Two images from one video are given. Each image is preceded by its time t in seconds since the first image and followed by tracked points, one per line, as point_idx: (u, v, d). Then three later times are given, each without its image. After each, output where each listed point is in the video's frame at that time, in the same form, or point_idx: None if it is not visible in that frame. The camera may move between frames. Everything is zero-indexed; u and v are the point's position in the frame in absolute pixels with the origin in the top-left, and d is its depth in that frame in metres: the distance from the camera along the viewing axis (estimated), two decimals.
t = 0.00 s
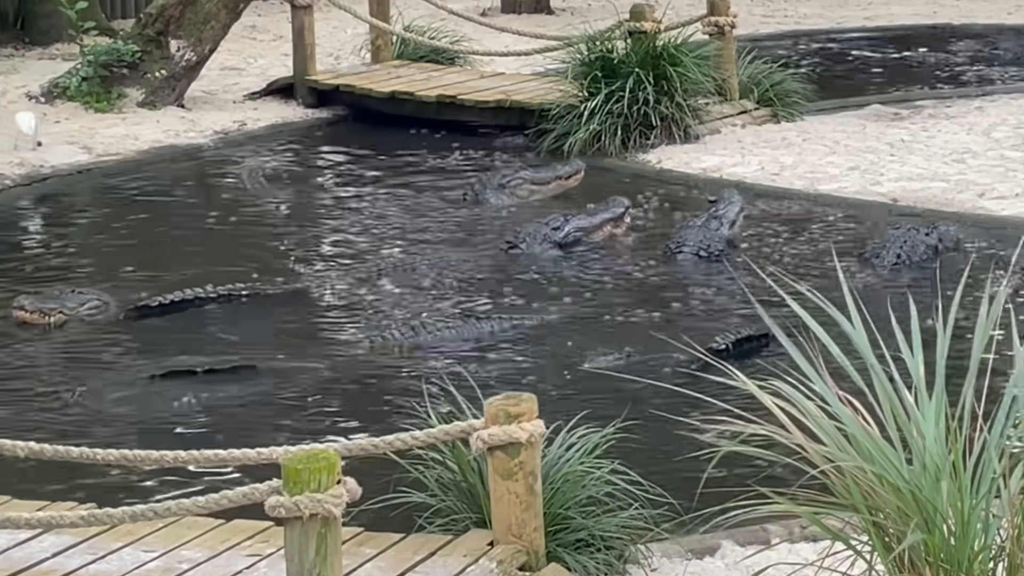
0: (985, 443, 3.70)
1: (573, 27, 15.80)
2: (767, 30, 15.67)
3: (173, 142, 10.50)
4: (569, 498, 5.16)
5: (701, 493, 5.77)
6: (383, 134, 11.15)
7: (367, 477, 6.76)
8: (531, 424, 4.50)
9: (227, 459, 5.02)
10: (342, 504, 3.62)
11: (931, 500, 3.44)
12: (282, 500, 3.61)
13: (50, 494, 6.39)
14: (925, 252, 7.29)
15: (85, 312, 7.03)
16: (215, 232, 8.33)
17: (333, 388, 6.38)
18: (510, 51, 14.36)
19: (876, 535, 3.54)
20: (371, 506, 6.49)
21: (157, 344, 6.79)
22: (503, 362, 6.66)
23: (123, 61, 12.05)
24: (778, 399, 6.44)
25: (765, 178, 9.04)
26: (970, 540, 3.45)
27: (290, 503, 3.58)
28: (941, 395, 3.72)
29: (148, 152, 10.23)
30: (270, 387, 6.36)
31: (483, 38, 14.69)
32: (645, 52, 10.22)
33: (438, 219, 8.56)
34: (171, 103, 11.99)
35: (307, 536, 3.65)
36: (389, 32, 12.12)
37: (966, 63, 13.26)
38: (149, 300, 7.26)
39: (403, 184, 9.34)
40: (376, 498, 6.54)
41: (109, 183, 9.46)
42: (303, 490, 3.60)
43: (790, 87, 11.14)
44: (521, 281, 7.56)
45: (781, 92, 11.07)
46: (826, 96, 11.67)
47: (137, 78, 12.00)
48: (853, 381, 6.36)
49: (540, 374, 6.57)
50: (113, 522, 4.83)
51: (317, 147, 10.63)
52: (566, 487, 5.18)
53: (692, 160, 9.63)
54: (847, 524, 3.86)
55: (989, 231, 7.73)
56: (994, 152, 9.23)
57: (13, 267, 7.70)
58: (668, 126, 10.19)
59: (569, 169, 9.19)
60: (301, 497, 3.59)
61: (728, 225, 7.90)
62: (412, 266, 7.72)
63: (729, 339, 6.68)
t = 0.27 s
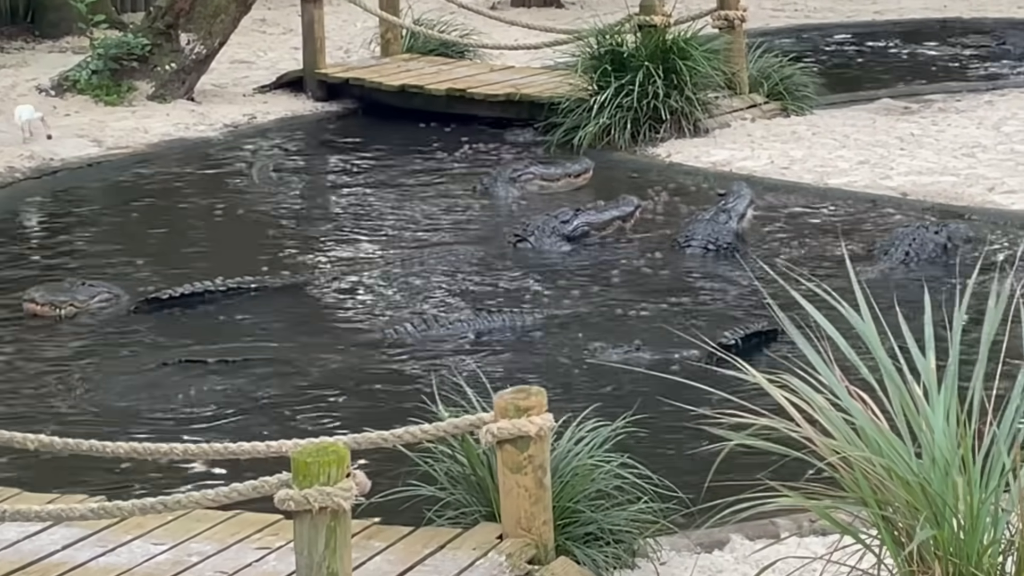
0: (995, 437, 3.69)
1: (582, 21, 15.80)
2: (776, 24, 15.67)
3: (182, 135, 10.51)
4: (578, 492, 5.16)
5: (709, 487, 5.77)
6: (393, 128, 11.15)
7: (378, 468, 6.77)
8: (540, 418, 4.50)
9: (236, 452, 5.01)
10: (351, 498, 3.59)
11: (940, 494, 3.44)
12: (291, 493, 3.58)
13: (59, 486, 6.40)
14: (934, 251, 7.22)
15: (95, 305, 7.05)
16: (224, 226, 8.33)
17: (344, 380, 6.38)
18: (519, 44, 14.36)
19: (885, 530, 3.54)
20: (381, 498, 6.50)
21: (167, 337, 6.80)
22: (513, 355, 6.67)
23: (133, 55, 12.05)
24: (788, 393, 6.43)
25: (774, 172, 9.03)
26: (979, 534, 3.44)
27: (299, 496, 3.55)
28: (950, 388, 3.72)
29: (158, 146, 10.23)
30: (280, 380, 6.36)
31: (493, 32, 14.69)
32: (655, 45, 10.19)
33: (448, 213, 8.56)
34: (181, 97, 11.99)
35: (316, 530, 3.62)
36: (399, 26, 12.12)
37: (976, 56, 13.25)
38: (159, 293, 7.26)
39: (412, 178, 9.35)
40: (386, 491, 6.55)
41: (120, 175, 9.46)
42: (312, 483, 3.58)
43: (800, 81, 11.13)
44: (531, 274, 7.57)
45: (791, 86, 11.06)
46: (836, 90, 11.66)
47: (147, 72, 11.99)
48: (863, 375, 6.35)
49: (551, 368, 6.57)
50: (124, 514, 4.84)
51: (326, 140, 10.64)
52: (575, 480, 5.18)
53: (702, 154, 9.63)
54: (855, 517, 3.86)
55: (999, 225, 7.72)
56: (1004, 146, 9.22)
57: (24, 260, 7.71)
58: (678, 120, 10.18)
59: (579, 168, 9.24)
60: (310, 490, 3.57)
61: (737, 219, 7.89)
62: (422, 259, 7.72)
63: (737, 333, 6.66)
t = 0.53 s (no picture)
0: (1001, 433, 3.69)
1: (588, 16, 15.80)
2: (781, 20, 15.66)
3: (188, 131, 10.52)
4: (584, 487, 5.17)
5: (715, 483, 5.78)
6: (399, 123, 11.16)
7: (384, 463, 6.78)
8: (546, 414, 4.50)
9: (242, 447, 5.02)
10: (357, 492, 3.59)
11: (946, 490, 3.43)
12: (297, 488, 3.58)
13: (66, 482, 6.41)
14: (941, 250, 7.23)
15: (102, 299, 7.05)
16: (230, 221, 8.34)
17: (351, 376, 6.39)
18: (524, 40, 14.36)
19: (891, 525, 3.54)
20: (388, 494, 6.51)
21: (174, 332, 6.81)
22: (519, 351, 6.67)
23: (139, 50, 12.05)
24: (793, 389, 6.44)
25: (780, 168, 9.03)
26: (986, 530, 3.43)
27: (305, 491, 3.55)
28: (957, 384, 3.71)
29: (164, 141, 10.24)
30: (286, 375, 6.37)
31: (498, 28, 14.69)
32: (661, 41, 10.18)
33: (454, 208, 8.57)
34: (187, 92, 11.96)
35: (323, 525, 3.63)
36: (404, 21, 12.12)
37: (983, 52, 13.25)
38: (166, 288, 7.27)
39: (418, 173, 9.35)
40: (393, 486, 6.56)
41: (126, 171, 9.47)
42: (318, 478, 3.58)
43: (806, 77, 11.12)
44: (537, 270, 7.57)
45: (797, 82, 11.05)
46: (842, 86, 11.66)
47: (154, 67, 12.02)
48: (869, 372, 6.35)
49: (557, 363, 6.58)
50: (130, 509, 4.84)
51: (331, 136, 10.64)
52: (582, 476, 5.19)
53: (708, 150, 9.63)
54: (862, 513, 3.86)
55: (1006, 222, 7.72)
56: (1010, 142, 9.22)
57: (31, 255, 7.72)
58: (684, 116, 10.17)
59: (584, 167, 9.25)
60: (316, 485, 3.57)
61: (745, 216, 7.88)
62: (429, 255, 7.73)
63: (743, 330, 6.67)
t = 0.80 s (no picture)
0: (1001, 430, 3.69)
1: (590, 14, 15.80)
2: (783, 17, 15.66)
3: (191, 128, 10.51)
4: (585, 485, 5.17)
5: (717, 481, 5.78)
6: (401, 120, 11.16)
7: (386, 461, 6.78)
8: (547, 411, 4.50)
9: (244, 444, 5.02)
10: (359, 490, 3.59)
11: (947, 488, 3.43)
12: (299, 486, 3.58)
13: (69, 479, 6.41)
14: (944, 249, 7.23)
15: (103, 296, 7.03)
16: (231, 218, 8.33)
17: (355, 373, 6.39)
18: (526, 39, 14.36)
19: (892, 523, 3.54)
20: (390, 492, 6.51)
21: (177, 329, 6.80)
22: (520, 348, 6.67)
23: (141, 47, 12.05)
24: (795, 386, 6.44)
25: (782, 166, 9.03)
26: (986, 527, 3.43)
27: (306, 488, 3.55)
28: (959, 382, 3.71)
29: (167, 138, 10.24)
30: (288, 372, 6.37)
31: (500, 26, 14.68)
32: (663, 39, 10.20)
33: (457, 206, 8.57)
34: (190, 89, 11.99)
35: (324, 522, 3.63)
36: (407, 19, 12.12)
37: (985, 51, 13.24)
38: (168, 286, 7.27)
39: (420, 171, 9.34)
40: (394, 484, 6.56)
41: (128, 168, 9.47)
42: (320, 475, 3.58)
43: (808, 75, 11.11)
44: (539, 268, 7.57)
45: (799, 80, 11.05)
46: (844, 84, 11.65)
47: (156, 64, 12.00)
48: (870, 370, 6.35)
49: (558, 361, 6.58)
50: (132, 506, 4.84)
51: (333, 133, 10.63)
52: (583, 473, 5.19)
53: (709, 147, 9.62)
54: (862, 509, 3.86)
55: (1008, 219, 7.71)
56: (1013, 140, 9.21)
57: (33, 251, 7.72)
58: (686, 113, 10.17)
59: (585, 165, 9.23)
60: (318, 482, 3.57)
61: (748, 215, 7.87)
62: (431, 253, 7.72)
63: (744, 328, 6.67)
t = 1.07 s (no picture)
0: (998, 429, 3.69)
1: (589, 12, 15.80)
2: (782, 17, 15.66)
3: (190, 126, 10.52)
4: (583, 483, 5.18)
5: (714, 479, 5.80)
6: (399, 119, 11.16)
7: (384, 459, 6.78)
8: (545, 409, 4.50)
9: (242, 442, 5.02)
10: (357, 488, 3.60)
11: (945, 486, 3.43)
12: (298, 484, 3.59)
13: (68, 476, 6.42)
14: (943, 249, 7.22)
15: (102, 294, 7.03)
16: (230, 216, 8.34)
17: (354, 371, 6.40)
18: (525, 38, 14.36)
19: (890, 522, 3.53)
20: (388, 490, 6.51)
21: (175, 327, 6.81)
22: (518, 347, 6.68)
23: (140, 45, 12.04)
24: (792, 385, 6.45)
25: (781, 165, 9.03)
26: (983, 527, 3.44)
27: (305, 486, 3.56)
28: (956, 380, 3.70)
29: (165, 136, 10.24)
30: (286, 370, 6.38)
31: (498, 24, 14.68)
32: (662, 38, 10.19)
33: (455, 204, 8.57)
34: (189, 87, 11.98)
35: (323, 520, 3.63)
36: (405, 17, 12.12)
37: (983, 50, 13.25)
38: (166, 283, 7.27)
39: (419, 169, 9.35)
40: (393, 482, 6.57)
41: (127, 166, 9.47)
42: (318, 474, 3.58)
43: (806, 74, 11.12)
44: (538, 266, 7.57)
45: (798, 79, 11.05)
46: (843, 83, 11.66)
47: (155, 62, 11.99)
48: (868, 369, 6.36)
49: (556, 360, 6.58)
50: (130, 504, 4.85)
51: (332, 131, 10.63)
52: (581, 472, 5.19)
53: (708, 146, 9.63)
54: (859, 508, 3.86)
55: (1006, 218, 7.71)
56: (1011, 140, 9.21)
57: (32, 249, 7.72)
58: (685, 112, 10.18)
59: (585, 165, 9.22)
60: (316, 480, 3.57)
61: (749, 215, 7.84)
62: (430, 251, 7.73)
63: (743, 327, 6.68)
